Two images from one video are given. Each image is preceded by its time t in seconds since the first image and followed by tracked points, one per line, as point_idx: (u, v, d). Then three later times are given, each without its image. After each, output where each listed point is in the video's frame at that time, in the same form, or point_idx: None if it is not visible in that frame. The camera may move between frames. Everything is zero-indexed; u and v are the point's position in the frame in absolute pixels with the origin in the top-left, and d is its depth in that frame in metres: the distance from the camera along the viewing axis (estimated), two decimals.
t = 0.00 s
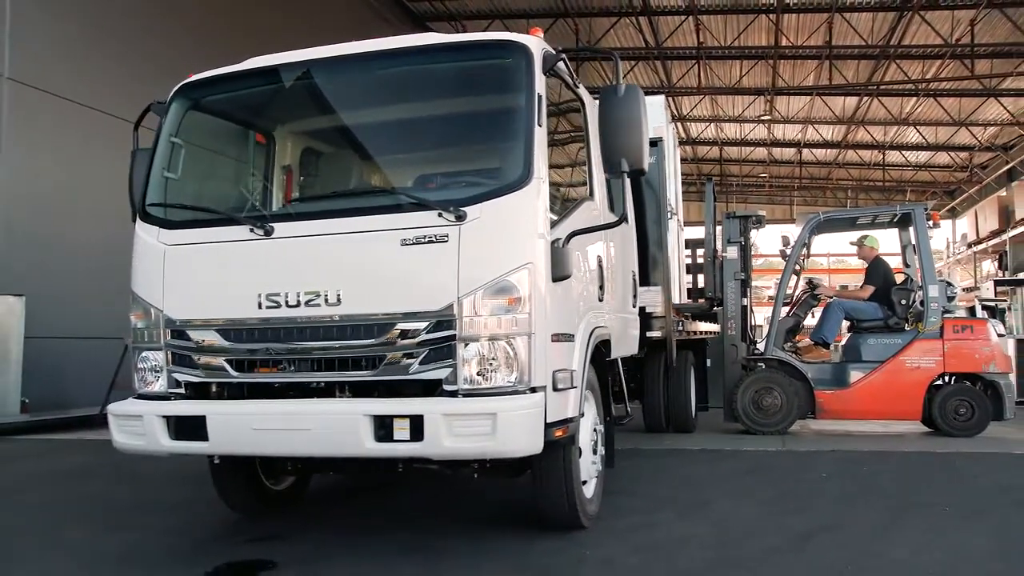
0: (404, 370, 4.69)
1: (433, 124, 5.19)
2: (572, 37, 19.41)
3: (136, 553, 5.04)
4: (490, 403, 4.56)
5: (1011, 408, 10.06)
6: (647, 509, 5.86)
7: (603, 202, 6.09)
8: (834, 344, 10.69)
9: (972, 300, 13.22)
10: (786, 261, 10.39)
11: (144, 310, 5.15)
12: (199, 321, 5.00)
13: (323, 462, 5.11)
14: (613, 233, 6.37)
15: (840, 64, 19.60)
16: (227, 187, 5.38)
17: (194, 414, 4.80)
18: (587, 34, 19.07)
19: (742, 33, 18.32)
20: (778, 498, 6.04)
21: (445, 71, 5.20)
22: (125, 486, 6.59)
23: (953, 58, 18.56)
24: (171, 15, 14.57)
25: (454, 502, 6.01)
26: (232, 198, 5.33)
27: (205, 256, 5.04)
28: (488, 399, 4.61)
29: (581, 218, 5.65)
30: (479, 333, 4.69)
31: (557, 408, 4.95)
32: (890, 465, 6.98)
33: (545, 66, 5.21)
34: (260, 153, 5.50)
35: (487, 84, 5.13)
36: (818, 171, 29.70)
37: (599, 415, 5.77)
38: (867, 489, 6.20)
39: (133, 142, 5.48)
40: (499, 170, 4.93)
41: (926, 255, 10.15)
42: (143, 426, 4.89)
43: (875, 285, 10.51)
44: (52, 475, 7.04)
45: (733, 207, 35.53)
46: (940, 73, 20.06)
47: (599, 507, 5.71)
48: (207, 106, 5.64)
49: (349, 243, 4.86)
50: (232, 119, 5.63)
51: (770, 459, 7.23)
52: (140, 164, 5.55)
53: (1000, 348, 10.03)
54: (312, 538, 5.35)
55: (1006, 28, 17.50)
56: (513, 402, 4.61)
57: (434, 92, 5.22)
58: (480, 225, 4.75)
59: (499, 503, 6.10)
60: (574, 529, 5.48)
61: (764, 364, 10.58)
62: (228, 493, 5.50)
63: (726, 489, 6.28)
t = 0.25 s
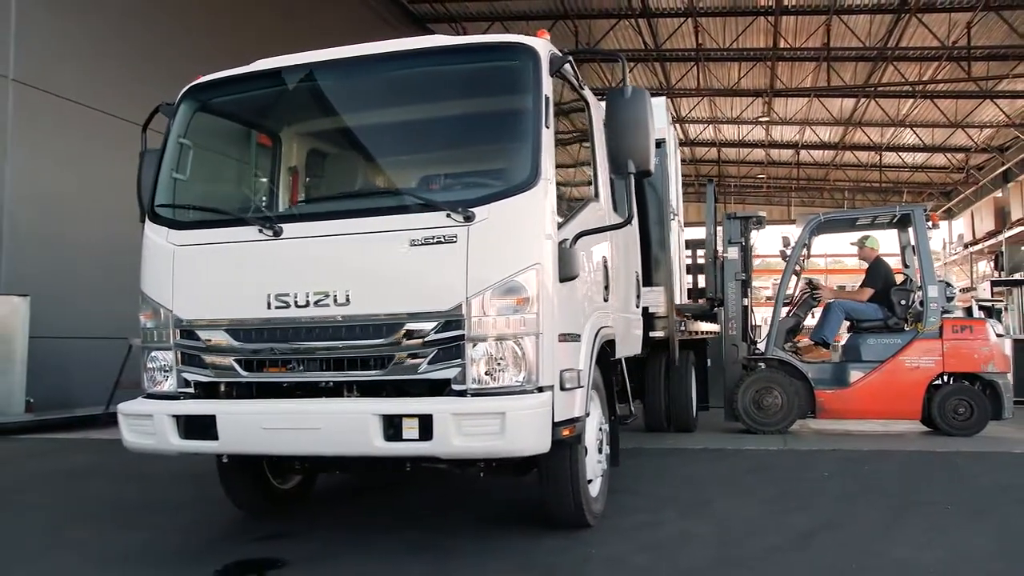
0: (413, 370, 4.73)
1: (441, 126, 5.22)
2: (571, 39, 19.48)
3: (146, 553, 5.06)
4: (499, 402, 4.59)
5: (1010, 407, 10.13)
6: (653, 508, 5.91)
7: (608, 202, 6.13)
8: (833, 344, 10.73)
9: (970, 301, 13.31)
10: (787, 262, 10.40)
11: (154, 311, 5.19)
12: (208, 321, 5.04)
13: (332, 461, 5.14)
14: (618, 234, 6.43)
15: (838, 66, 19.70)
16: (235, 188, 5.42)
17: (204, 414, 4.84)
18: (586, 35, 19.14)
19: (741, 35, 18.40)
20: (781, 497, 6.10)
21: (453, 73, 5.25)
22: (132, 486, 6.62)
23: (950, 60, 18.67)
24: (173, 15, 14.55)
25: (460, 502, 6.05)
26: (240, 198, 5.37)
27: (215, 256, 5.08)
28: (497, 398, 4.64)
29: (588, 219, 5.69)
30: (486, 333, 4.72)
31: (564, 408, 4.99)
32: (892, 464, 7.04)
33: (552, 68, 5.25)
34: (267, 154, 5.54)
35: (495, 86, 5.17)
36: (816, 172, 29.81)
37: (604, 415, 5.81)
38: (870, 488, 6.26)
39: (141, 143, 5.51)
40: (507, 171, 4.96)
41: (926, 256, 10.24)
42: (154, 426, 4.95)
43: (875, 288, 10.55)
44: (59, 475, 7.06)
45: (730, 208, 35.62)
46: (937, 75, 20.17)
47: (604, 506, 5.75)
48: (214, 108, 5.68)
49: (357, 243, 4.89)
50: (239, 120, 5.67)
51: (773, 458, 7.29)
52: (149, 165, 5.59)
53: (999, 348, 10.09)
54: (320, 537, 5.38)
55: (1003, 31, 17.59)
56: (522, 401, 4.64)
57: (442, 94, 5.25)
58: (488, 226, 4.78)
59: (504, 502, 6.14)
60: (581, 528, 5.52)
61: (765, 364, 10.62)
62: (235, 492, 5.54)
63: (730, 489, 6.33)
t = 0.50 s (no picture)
0: (419, 370, 4.76)
1: (443, 127, 5.25)
2: (568, 41, 19.56)
3: (152, 552, 5.08)
4: (505, 402, 4.62)
5: (1004, 406, 10.26)
6: (655, 507, 5.96)
7: (609, 203, 6.19)
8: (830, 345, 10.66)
9: (964, 301, 13.43)
10: (785, 262, 10.49)
11: (160, 310, 5.23)
12: (213, 321, 5.07)
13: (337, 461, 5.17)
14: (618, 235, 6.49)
15: (832, 68, 19.83)
16: (238, 189, 5.46)
17: (210, 414, 4.88)
18: (583, 37, 19.22)
19: (736, 37, 18.51)
20: (782, 495, 6.15)
21: (456, 75, 5.28)
22: (133, 486, 6.62)
23: (943, 62, 18.81)
24: (172, 15, 14.52)
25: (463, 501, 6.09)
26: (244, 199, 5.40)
27: (221, 255, 5.11)
28: (503, 398, 4.68)
29: (590, 220, 5.74)
30: (490, 333, 4.76)
31: (568, 408, 5.03)
32: (890, 463, 7.11)
33: (555, 71, 5.30)
34: (270, 155, 5.56)
35: (499, 88, 5.21)
36: (810, 173, 29.95)
37: (606, 414, 5.86)
38: (870, 487, 6.32)
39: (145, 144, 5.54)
40: (512, 172, 4.99)
41: (922, 257, 10.34)
42: (160, 425, 5.00)
43: (872, 288, 10.61)
44: (59, 475, 7.05)
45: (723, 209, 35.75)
46: (930, 77, 20.32)
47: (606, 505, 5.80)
48: (217, 109, 5.70)
49: (363, 244, 4.92)
50: (241, 121, 5.68)
51: (771, 458, 7.35)
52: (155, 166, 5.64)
53: (993, 348, 10.19)
54: (325, 536, 5.41)
55: (996, 34, 17.72)
56: (527, 400, 4.67)
57: (445, 95, 5.28)
58: (493, 227, 4.81)
59: (507, 501, 6.18)
60: (584, 527, 5.56)
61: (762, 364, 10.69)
62: (240, 491, 5.57)
63: (731, 487, 6.38)
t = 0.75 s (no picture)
0: (425, 369, 4.78)
1: (448, 128, 5.29)
2: (566, 42, 19.64)
3: (160, 550, 5.11)
4: (511, 401, 4.65)
5: (1000, 404, 10.35)
6: (657, 505, 6.00)
7: (611, 203, 6.24)
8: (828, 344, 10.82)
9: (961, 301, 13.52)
10: (783, 262, 10.54)
11: (168, 310, 5.26)
12: (219, 321, 5.11)
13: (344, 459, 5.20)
14: (620, 234, 6.54)
15: (828, 70, 19.94)
16: (242, 189, 5.48)
17: (217, 413, 4.91)
18: (581, 38, 19.30)
19: (733, 39, 18.60)
20: (783, 493, 6.21)
21: (461, 76, 5.31)
22: (136, 486, 6.63)
23: (938, 64, 18.92)
24: (172, 15, 14.49)
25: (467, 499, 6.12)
26: (250, 199, 5.43)
27: (229, 256, 5.15)
28: (509, 397, 4.71)
29: (594, 220, 5.78)
30: (495, 332, 4.79)
31: (572, 407, 5.06)
32: (890, 462, 7.17)
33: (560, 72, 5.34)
34: (275, 156, 5.60)
35: (504, 89, 5.25)
36: (806, 174, 30.08)
37: (609, 413, 5.90)
38: (870, 485, 6.38)
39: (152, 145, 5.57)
40: (517, 173, 5.03)
41: (919, 257, 10.40)
42: (167, 424, 5.03)
43: (869, 287, 10.68)
44: (63, 474, 7.07)
45: (720, 209, 35.87)
46: (925, 79, 20.44)
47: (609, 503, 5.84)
48: (222, 110, 5.73)
49: (368, 245, 4.95)
50: (245, 122, 5.72)
51: (772, 456, 7.40)
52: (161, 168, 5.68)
53: (990, 347, 10.25)
54: (330, 534, 5.45)
55: (990, 36, 17.83)
56: (533, 400, 4.69)
57: (450, 97, 5.32)
58: (499, 227, 4.84)
59: (510, 500, 6.22)
60: (587, 524, 5.60)
61: (760, 364, 10.75)
62: (246, 490, 5.60)
63: (732, 486, 6.44)
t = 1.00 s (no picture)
0: (431, 369, 4.81)
1: (452, 130, 5.32)
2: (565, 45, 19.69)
3: (166, 549, 5.13)
4: (518, 401, 4.67)
5: (997, 404, 10.41)
6: (660, 505, 6.04)
7: (613, 204, 6.28)
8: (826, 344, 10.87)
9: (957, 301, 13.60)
10: (782, 263, 10.58)
11: (174, 311, 5.28)
12: (225, 321, 5.13)
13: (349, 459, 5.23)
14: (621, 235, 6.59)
15: (825, 73, 20.03)
16: (246, 190, 5.52)
17: (224, 413, 4.94)
18: (579, 41, 19.34)
19: (730, 41, 18.67)
20: (784, 493, 6.26)
21: (466, 78, 5.34)
22: (140, 485, 6.65)
23: (933, 67, 19.01)
24: (172, 16, 14.47)
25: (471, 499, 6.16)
26: (255, 200, 5.46)
27: (235, 257, 5.18)
28: (514, 397, 4.74)
29: (597, 221, 5.82)
30: (500, 333, 4.81)
31: (577, 407, 5.10)
32: (889, 462, 7.23)
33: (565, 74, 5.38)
34: (280, 158, 5.63)
35: (508, 91, 5.28)
36: (802, 175, 30.19)
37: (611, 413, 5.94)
38: (870, 485, 6.43)
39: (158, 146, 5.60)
40: (522, 175, 5.06)
41: (917, 257, 10.44)
42: (174, 423, 5.07)
43: (868, 288, 10.76)
44: (66, 474, 7.08)
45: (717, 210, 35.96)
46: (920, 81, 20.55)
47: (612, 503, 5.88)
48: (228, 112, 5.76)
49: (374, 246, 4.98)
50: (250, 124, 5.75)
51: (772, 456, 7.45)
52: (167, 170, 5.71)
53: (987, 347, 10.33)
54: (335, 533, 5.48)
55: (984, 39, 17.92)
56: (538, 399, 4.72)
57: (454, 99, 5.36)
58: (505, 228, 4.87)
59: (513, 499, 6.26)
60: (590, 524, 5.64)
61: (759, 364, 10.81)
62: (252, 490, 5.63)
63: (733, 485, 6.48)
